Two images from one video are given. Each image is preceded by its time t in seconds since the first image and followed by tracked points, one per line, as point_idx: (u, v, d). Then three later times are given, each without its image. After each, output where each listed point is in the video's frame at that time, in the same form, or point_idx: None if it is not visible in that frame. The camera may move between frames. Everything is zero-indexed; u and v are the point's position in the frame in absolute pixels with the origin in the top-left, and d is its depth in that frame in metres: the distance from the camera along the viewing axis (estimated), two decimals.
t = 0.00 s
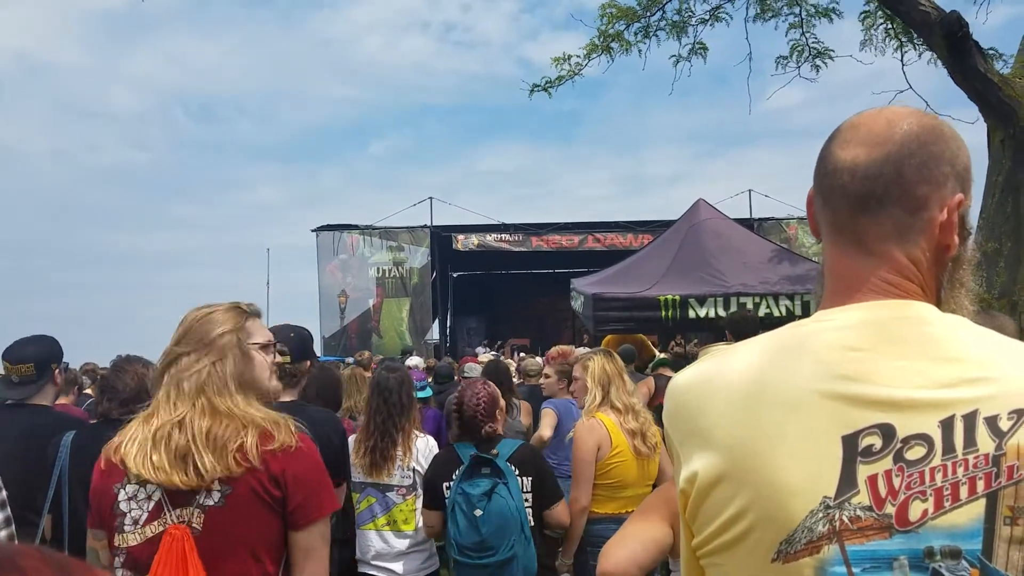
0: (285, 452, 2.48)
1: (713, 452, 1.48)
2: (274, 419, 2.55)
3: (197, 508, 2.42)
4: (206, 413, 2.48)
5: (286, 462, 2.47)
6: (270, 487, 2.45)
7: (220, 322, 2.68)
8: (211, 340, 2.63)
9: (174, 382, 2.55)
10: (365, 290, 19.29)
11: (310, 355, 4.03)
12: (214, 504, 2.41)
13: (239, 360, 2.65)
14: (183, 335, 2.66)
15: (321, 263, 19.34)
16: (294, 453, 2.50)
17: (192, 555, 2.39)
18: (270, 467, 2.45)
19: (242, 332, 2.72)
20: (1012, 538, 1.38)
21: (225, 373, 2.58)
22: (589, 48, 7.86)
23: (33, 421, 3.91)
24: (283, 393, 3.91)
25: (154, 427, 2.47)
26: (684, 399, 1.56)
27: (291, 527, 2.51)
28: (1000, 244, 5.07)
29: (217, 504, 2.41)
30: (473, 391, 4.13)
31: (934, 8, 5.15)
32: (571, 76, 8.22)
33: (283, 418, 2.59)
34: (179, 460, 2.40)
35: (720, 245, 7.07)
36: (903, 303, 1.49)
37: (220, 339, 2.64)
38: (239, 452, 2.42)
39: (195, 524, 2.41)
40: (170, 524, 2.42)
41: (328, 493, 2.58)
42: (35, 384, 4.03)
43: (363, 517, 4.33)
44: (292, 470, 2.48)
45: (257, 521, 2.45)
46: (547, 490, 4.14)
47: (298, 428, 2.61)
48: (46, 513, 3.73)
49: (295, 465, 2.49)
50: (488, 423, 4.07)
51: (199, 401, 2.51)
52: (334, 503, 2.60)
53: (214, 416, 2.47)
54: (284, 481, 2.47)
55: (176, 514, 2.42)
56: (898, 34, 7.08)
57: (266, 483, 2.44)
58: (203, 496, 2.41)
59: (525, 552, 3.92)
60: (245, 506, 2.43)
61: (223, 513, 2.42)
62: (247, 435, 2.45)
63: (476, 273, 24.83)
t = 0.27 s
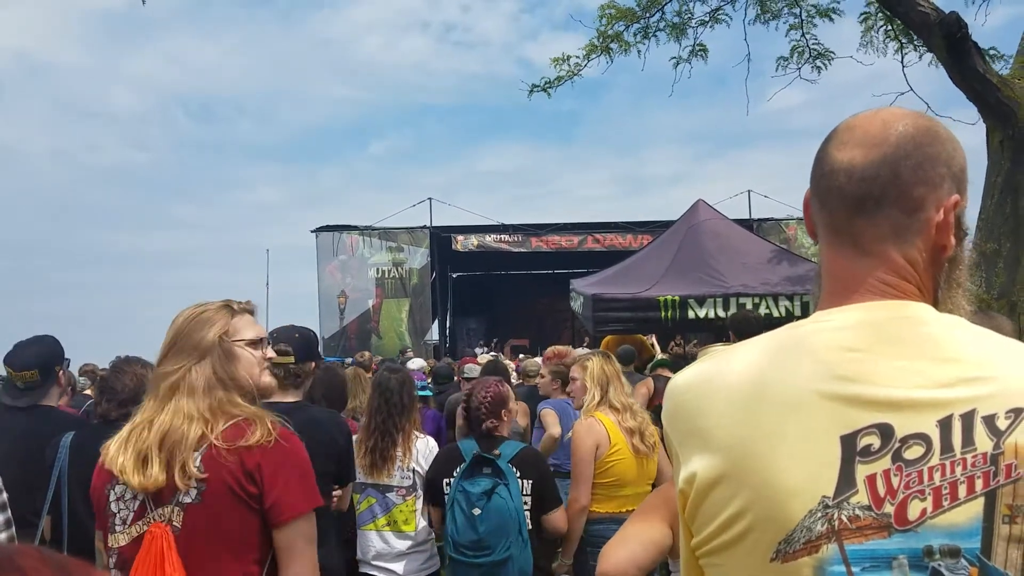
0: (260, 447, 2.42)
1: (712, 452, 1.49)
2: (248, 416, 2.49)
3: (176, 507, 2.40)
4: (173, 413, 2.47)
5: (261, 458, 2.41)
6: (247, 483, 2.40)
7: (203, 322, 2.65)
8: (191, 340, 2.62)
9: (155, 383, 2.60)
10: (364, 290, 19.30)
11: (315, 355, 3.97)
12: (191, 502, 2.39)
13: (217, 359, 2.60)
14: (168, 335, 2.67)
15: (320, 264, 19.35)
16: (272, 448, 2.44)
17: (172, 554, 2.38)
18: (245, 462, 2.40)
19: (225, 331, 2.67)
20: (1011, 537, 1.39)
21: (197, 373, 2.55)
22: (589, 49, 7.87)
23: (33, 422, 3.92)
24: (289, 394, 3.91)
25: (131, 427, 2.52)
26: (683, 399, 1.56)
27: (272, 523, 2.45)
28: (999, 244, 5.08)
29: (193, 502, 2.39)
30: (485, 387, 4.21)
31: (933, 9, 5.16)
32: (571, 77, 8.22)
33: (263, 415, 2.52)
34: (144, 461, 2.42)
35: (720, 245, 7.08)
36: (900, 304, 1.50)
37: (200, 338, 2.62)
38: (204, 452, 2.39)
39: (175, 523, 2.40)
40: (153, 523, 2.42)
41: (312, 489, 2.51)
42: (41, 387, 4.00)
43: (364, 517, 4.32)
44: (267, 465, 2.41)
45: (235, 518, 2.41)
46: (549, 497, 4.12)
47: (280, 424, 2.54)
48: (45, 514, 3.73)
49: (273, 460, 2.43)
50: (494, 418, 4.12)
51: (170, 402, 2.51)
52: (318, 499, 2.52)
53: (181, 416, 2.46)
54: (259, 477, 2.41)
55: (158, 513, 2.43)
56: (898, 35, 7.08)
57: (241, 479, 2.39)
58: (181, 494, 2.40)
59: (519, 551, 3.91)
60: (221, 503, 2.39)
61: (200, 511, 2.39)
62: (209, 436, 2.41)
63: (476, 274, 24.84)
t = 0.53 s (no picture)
0: (246, 455, 2.41)
1: (711, 453, 1.49)
2: (235, 423, 2.49)
3: (162, 516, 2.38)
4: (160, 414, 2.47)
5: (248, 465, 2.40)
6: (233, 491, 2.38)
7: (200, 325, 2.69)
8: (187, 341, 2.65)
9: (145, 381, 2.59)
10: (364, 291, 19.30)
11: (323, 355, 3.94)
12: (177, 511, 2.36)
13: (210, 362, 2.61)
14: (164, 335, 2.70)
15: (320, 265, 19.36)
16: (258, 455, 2.42)
17: (159, 564, 2.35)
18: (230, 470, 2.38)
19: (221, 335, 2.70)
20: (1010, 537, 1.39)
21: (189, 374, 2.55)
22: (590, 51, 7.88)
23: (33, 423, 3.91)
24: (297, 394, 3.93)
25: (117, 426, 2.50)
26: (683, 400, 1.56)
27: (259, 532, 2.43)
28: (999, 247, 5.08)
29: (179, 510, 2.36)
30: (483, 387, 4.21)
31: (934, 11, 5.16)
32: (572, 80, 8.23)
33: (251, 421, 2.52)
34: (127, 465, 2.40)
35: (719, 247, 7.08)
36: (900, 305, 1.50)
37: (197, 340, 2.65)
38: (188, 460, 2.38)
39: (161, 532, 2.37)
40: (137, 533, 2.39)
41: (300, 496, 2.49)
42: (46, 385, 4.03)
43: (365, 517, 4.29)
44: (253, 474, 2.39)
45: (221, 526, 2.39)
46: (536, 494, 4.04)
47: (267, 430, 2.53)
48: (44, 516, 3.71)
49: (259, 468, 2.41)
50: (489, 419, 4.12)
51: (157, 403, 2.51)
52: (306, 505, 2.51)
53: (168, 420, 2.45)
54: (245, 485, 2.39)
55: (143, 522, 2.40)
56: (898, 38, 7.09)
57: (227, 488, 2.38)
58: (166, 503, 2.37)
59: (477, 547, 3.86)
60: (207, 512, 2.37)
61: (186, 520, 2.37)
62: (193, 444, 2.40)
63: (475, 275, 24.85)
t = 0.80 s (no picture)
0: (228, 459, 2.35)
1: (712, 455, 1.49)
2: (214, 425, 2.42)
3: (142, 519, 2.32)
4: (138, 416, 2.40)
5: (228, 470, 2.35)
6: (213, 497, 2.33)
7: (178, 321, 2.59)
8: (164, 339, 2.55)
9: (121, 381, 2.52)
10: (365, 292, 19.30)
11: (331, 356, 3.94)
12: (157, 514, 2.31)
13: (189, 363, 2.53)
14: (140, 331, 2.60)
15: (321, 266, 19.37)
16: (239, 460, 2.37)
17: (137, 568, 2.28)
18: (212, 474, 2.33)
19: (199, 332, 2.60)
20: (1011, 539, 1.39)
21: (166, 376, 2.47)
22: (591, 53, 7.88)
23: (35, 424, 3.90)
24: (307, 395, 3.92)
25: (94, 426, 2.44)
26: (684, 402, 1.57)
27: (237, 537, 2.38)
28: (1000, 248, 5.09)
29: (159, 514, 2.31)
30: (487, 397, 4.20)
31: (935, 13, 5.17)
32: (574, 83, 8.22)
33: (230, 422, 2.45)
34: (105, 466, 2.35)
35: (721, 248, 7.08)
36: (901, 307, 1.50)
37: (174, 338, 2.55)
38: (167, 463, 2.32)
39: (140, 536, 2.31)
40: (115, 535, 2.32)
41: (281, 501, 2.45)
42: (50, 389, 4.02)
43: (369, 518, 4.28)
44: (235, 478, 2.35)
45: (202, 530, 2.34)
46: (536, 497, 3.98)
47: (248, 433, 2.47)
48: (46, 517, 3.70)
49: (240, 473, 2.36)
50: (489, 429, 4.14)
51: (134, 404, 2.43)
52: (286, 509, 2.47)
53: (145, 422, 2.38)
54: (227, 490, 2.34)
55: (121, 525, 2.33)
56: (899, 39, 7.10)
57: (208, 491, 2.33)
58: (146, 506, 2.31)
59: (463, 550, 3.81)
60: (188, 516, 2.32)
61: (167, 524, 2.31)
62: (172, 447, 2.34)
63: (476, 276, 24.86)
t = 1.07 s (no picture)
0: (199, 461, 2.34)
1: (711, 458, 1.50)
2: (189, 427, 2.40)
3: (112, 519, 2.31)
4: (113, 416, 2.38)
5: (200, 472, 2.33)
6: (183, 498, 2.32)
7: (159, 324, 2.57)
8: (145, 342, 2.53)
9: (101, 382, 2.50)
10: (366, 294, 19.32)
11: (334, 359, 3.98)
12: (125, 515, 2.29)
13: (168, 366, 2.51)
14: (122, 334, 2.58)
15: (322, 267, 19.38)
16: (212, 462, 2.36)
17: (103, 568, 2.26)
18: (182, 475, 2.32)
19: (180, 336, 2.57)
20: (1009, 542, 1.39)
21: (145, 378, 2.45)
22: (591, 54, 7.88)
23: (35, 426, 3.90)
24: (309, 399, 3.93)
25: (72, 426, 2.43)
26: (683, 406, 1.57)
27: (207, 540, 2.36)
28: (1001, 250, 5.09)
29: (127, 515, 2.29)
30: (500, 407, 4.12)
31: (935, 15, 5.17)
32: (574, 83, 8.23)
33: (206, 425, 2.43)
34: (78, 465, 2.34)
35: (721, 249, 7.09)
36: (900, 310, 1.50)
37: (154, 341, 2.53)
38: (138, 464, 2.31)
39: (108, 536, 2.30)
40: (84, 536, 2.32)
41: (254, 506, 2.44)
42: (52, 391, 4.05)
43: (372, 520, 4.30)
44: (206, 480, 2.34)
45: (172, 532, 2.32)
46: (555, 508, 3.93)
47: (224, 437, 2.46)
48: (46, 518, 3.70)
49: (212, 475, 2.35)
50: (502, 439, 4.12)
51: (110, 405, 2.42)
52: (260, 515, 2.45)
53: (120, 422, 2.37)
54: (197, 492, 2.33)
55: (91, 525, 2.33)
56: (899, 40, 7.11)
57: (177, 493, 2.32)
58: (116, 506, 2.30)
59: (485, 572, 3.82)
60: (156, 517, 2.30)
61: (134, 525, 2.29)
62: (144, 447, 2.32)
63: (477, 278, 24.87)
